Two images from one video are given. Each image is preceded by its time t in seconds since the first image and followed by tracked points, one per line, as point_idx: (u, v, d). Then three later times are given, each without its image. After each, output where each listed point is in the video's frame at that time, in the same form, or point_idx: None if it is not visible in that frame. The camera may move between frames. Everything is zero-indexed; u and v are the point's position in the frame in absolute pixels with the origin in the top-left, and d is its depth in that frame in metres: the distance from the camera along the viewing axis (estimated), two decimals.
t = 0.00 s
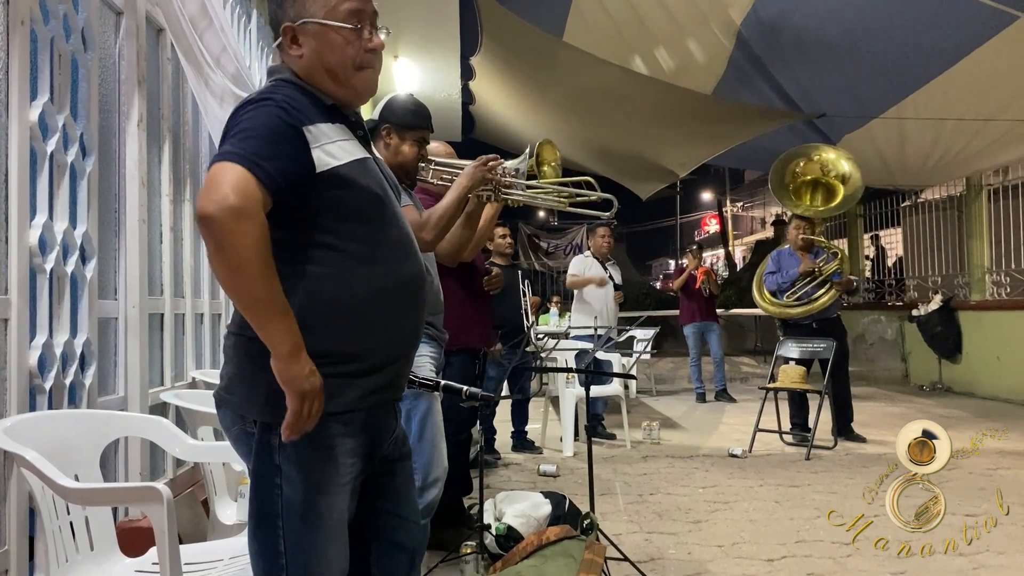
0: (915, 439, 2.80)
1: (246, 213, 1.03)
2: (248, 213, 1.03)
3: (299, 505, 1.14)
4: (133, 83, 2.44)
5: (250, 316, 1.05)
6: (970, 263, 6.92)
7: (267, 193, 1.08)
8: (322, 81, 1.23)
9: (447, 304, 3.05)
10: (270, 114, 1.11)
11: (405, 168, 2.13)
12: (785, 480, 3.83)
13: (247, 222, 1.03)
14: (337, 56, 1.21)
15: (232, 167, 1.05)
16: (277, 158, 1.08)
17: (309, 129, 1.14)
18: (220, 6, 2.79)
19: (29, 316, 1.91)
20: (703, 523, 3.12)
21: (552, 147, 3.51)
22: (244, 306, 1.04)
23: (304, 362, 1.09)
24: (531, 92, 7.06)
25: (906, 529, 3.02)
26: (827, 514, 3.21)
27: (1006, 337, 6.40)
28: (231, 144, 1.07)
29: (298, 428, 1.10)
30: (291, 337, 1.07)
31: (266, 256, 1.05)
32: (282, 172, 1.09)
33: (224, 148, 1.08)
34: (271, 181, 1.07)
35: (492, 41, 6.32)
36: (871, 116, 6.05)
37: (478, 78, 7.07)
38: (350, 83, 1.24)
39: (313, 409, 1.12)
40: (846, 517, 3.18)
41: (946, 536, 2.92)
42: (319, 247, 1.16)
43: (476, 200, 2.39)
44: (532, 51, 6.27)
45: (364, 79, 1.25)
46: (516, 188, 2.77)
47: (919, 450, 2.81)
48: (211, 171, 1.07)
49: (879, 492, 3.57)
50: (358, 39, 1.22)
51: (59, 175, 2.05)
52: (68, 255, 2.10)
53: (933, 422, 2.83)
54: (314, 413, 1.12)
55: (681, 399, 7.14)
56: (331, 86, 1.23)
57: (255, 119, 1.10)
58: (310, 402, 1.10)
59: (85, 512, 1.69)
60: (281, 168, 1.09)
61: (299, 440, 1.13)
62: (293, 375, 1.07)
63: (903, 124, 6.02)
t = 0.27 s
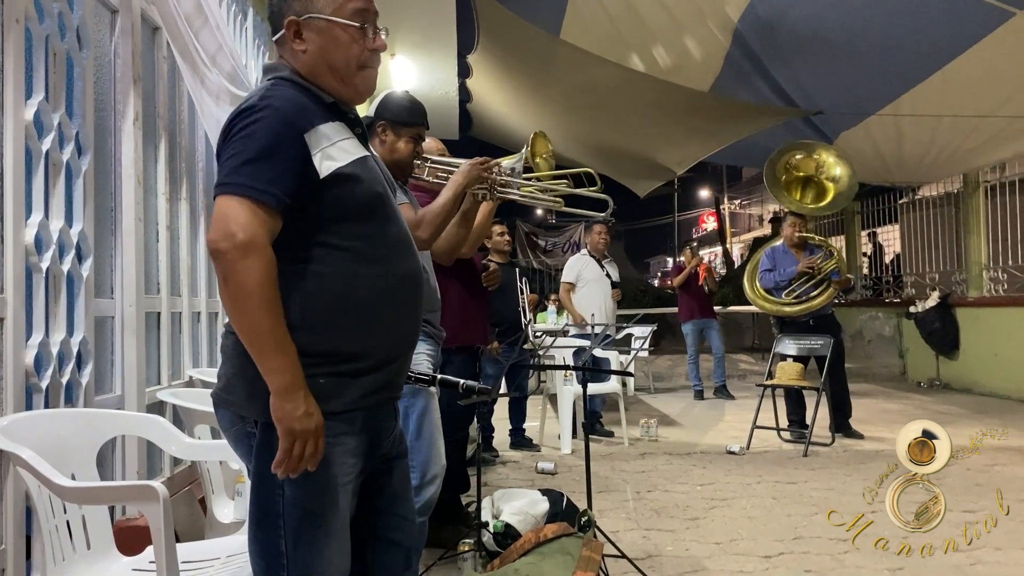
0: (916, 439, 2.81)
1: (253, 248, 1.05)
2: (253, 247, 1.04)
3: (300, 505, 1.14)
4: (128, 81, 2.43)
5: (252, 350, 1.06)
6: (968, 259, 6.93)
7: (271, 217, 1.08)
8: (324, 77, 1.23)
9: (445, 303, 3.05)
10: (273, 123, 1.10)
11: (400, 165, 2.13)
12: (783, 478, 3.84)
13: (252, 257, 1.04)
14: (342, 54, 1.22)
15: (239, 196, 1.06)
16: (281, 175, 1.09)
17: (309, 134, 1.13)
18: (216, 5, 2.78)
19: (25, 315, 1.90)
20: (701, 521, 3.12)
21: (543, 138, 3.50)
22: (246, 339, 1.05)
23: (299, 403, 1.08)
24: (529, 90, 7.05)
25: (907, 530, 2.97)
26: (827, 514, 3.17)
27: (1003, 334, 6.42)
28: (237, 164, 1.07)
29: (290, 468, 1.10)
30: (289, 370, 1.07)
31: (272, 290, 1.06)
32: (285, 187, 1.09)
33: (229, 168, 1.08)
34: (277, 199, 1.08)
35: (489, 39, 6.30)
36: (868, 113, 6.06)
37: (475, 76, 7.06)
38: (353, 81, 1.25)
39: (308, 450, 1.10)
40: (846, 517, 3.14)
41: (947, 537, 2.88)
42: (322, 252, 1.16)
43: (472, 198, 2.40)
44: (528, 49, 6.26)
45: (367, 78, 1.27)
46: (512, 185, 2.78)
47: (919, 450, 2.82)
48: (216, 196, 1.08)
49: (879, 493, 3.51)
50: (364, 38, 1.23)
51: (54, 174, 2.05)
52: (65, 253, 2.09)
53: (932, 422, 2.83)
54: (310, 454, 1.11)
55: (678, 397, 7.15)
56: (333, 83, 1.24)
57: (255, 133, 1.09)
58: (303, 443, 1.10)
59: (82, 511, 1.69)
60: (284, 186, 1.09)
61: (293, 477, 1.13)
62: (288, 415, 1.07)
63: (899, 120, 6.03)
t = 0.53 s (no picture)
0: (915, 439, 2.81)
1: (254, 255, 1.05)
2: (255, 255, 1.05)
3: (297, 504, 1.14)
4: (122, 78, 2.42)
5: (256, 358, 1.06)
6: (963, 256, 6.96)
7: (268, 221, 1.08)
8: (322, 71, 1.23)
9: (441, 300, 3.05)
10: (269, 122, 1.10)
11: (394, 159, 2.12)
12: (778, 474, 3.85)
13: (253, 264, 1.05)
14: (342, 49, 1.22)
15: (238, 202, 1.06)
16: (279, 177, 1.09)
17: (301, 132, 1.13)
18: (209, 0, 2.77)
19: (18, 312, 1.89)
20: (696, 517, 3.13)
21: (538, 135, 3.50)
22: (250, 346, 1.05)
23: (301, 412, 1.08)
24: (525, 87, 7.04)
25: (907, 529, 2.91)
26: (827, 515, 3.12)
27: (998, 330, 6.45)
28: (235, 166, 1.07)
29: (297, 479, 1.10)
30: (292, 378, 1.07)
31: (275, 296, 1.06)
32: (281, 188, 1.09)
33: (227, 171, 1.07)
34: (276, 202, 1.08)
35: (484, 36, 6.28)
36: (863, 110, 6.07)
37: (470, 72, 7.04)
38: (351, 76, 1.26)
39: (311, 461, 1.10)
40: (846, 518, 3.09)
41: (947, 537, 2.85)
42: (317, 250, 1.16)
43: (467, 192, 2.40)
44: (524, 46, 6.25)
45: (363, 73, 1.27)
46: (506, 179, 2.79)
47: (918, 450, 2.82)
48: (213, 203, 1.08)
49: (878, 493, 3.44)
50: (363, 33, 1.24)
51: (48, 170, 2.04)
52: (58, 250, 2.08)
53: (933, 422, 2.84)
54: (314, 464, 1.11)
55: (675, 393, 7.16)
56: (331, 77, 1.24)
57: (247, 135, 1.08)
58: (304, 454, 1.09)
59: (75, 508, 1.68)
60: (279, 187, 1.09)
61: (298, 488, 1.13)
62: (289, 424, 1.07)
63: (895, 117, 6.04)
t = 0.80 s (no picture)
0: (916, 439, 2.82)
1: (263, 254, 1.06)
2: (263, 254, 1.06)
3: (294, 506, 1.14)
4: (117, 78, 2.41)
5: (270, 358, 1.06)
6: (958, 256, 6.99)
7: (273, 220, 1.08)
8: (338, 77, 1.29)
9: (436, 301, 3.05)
10: (267, 122, 1.10)
11: (391, 161, 2.12)
12: (774, 474, 3.86)
13: (263, 262, 1.05)
14: (358, 60, 1.30)
15: (242, 202, 1.06)
16: (281, 176, 1.09)
17: (298, 130, 1.13)
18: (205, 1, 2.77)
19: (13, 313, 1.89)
20: (692, 517, 3.14)
21: (539, 138, 3.49)
22: (264, 346, 1.06)
23: (318, 408, 1.08)
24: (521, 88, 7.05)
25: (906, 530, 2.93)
26: (827, 513, 3.14)
27: (992, 330, 6.48)
28: (237, 166, 1.07)
29: (321, 477, 1.11)
30: (309, 374, 1.08)
31: (288, 294, 1.07)
32: (283, 187, 1.09)
33: (229, 172, 1.07)
34: (278, 200, 1.08)
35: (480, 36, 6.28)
36: (858, 110, 6.09)
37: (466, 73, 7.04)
38: (356, 84, 1.34)
39: (333, 457, 1.11)
40: (845, 516, 3.12)
41: (946, 537, 2.87)
42: (316, 250, 1.16)
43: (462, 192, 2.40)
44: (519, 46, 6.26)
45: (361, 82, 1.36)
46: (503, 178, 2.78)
47: (919, 450, 2.83)
48: (217, 205, 1.08)
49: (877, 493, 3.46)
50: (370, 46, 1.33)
51: (43, 171, 2.03)
52: (53, 251, 2.08)
53: (933, 422, 2.85)
54: (337, 462, 1.12)
55: (671, 394, 7.18)
56: (342, 84, 1.30)
57: (246, 135, 1.08)
58: (326, 450, 1.10)
59: (70, 510, 1.68)
60: (281, 186, 1.09)
61: (320, 487, 1.14)
62: (307, 421, 1.08)
63: (890, 117, 6.06)
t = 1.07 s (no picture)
0: (915, 439, 2.83)
1: (273, 252, 1.06)
2: (274, 252, 1.06)
3: (291, 507, 1.14)
4: (111, 80, 2.41)
5: (278, 356, 1.06)
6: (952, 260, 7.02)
7: (282, 218, 1.09)
8: (333, 86, 1.30)
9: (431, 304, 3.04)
10: (276, 121, 1.10)
11: (387, 163, 2.13)
12: (768, 477, 3.87)
13: (273, 261, 1.06)
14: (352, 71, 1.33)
15: (253, 201, 1.07)
16: (290, 176, 1.10)
17: (305, 131, 1.13)
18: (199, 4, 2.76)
19: (6, 316, 1.88)
20: (687, 520, 3.15)
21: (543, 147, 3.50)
22: (272, 345, 1.06)
23: (324, 407, 1.09)
24: (517, 91, 7.06)
25: (906, 529, 2.98)
26: (827, 514, 3.18)
27: (986, 333, 6.51)
28: (247, 165, 1.07)
29: (319, 474, 1.11)
30: (316, 373, 1.08)
31: (296, 293, 1.08)
32: (291, 187, 1.10)
33: (239, 170, 1.07)
34: (288, 200, 1.09)
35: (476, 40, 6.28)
36: (852, 114, 6.13)
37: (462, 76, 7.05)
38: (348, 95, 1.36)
39: (334, 455, 1.12)
40: (845, 517, 3.15)
41: (946, 537, 2.90)
42: (319, 251, 1.17)
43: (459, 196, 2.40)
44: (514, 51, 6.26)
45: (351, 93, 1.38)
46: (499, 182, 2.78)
47: (918, 450, 2.85)
48: (226, 202, 1.08)
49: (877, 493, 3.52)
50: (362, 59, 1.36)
51: (36, 174, 2.03)
52: (47, 254, 2.07)
53: (932, 423, 2.86)
54: (337, 459, 1.13)
55: (665, 397, 7.19)
56: (336, 93, 1.32)
57: (256, 134, 1.08)
58: (330, 448, 1.11)
59: (64, 513, 1.67)
60: (290, 186, 1.09)
61: (317, 484, 1.14)
62: (313, 419, 1.08)
63: (884, 122, 6.10)
